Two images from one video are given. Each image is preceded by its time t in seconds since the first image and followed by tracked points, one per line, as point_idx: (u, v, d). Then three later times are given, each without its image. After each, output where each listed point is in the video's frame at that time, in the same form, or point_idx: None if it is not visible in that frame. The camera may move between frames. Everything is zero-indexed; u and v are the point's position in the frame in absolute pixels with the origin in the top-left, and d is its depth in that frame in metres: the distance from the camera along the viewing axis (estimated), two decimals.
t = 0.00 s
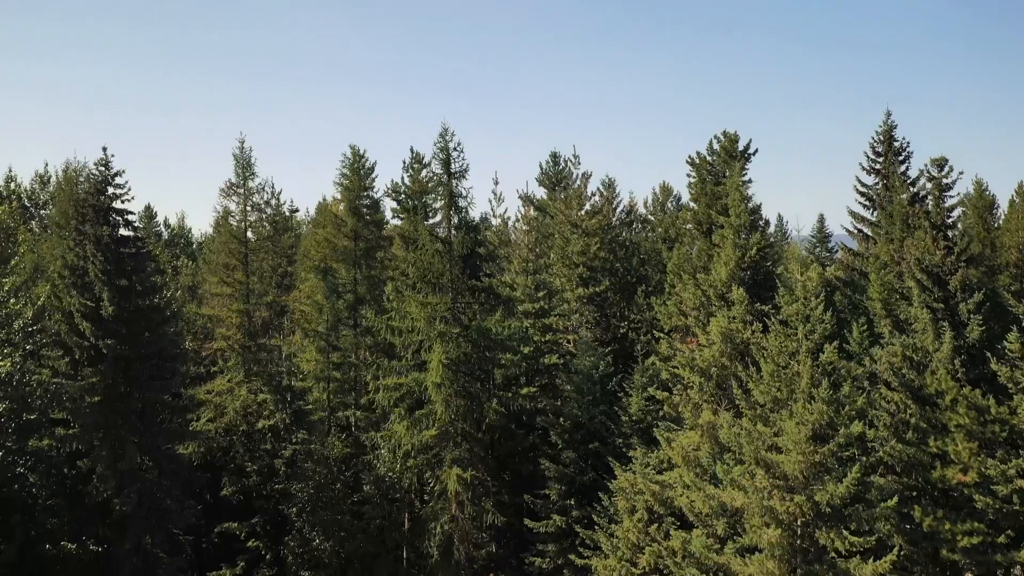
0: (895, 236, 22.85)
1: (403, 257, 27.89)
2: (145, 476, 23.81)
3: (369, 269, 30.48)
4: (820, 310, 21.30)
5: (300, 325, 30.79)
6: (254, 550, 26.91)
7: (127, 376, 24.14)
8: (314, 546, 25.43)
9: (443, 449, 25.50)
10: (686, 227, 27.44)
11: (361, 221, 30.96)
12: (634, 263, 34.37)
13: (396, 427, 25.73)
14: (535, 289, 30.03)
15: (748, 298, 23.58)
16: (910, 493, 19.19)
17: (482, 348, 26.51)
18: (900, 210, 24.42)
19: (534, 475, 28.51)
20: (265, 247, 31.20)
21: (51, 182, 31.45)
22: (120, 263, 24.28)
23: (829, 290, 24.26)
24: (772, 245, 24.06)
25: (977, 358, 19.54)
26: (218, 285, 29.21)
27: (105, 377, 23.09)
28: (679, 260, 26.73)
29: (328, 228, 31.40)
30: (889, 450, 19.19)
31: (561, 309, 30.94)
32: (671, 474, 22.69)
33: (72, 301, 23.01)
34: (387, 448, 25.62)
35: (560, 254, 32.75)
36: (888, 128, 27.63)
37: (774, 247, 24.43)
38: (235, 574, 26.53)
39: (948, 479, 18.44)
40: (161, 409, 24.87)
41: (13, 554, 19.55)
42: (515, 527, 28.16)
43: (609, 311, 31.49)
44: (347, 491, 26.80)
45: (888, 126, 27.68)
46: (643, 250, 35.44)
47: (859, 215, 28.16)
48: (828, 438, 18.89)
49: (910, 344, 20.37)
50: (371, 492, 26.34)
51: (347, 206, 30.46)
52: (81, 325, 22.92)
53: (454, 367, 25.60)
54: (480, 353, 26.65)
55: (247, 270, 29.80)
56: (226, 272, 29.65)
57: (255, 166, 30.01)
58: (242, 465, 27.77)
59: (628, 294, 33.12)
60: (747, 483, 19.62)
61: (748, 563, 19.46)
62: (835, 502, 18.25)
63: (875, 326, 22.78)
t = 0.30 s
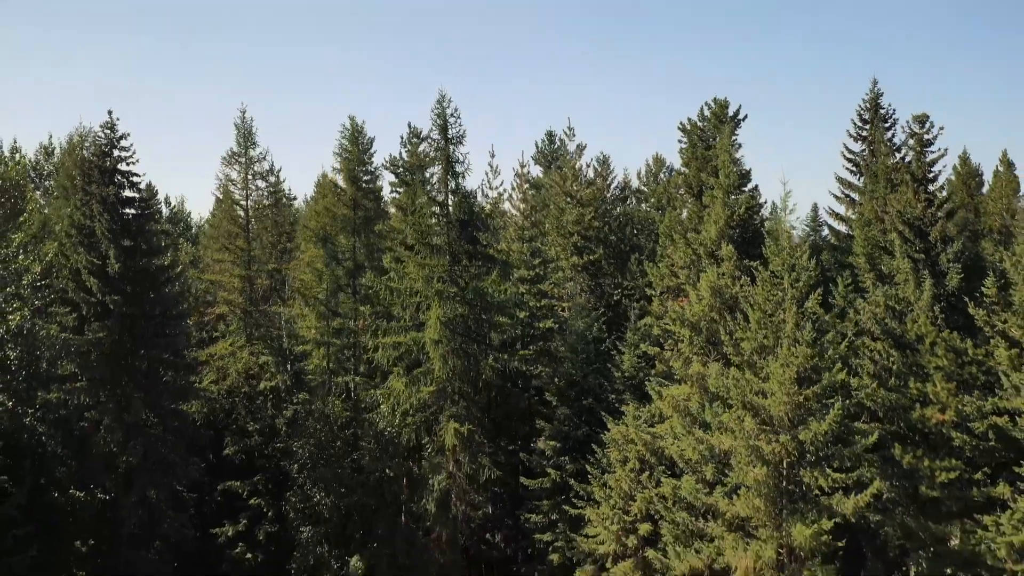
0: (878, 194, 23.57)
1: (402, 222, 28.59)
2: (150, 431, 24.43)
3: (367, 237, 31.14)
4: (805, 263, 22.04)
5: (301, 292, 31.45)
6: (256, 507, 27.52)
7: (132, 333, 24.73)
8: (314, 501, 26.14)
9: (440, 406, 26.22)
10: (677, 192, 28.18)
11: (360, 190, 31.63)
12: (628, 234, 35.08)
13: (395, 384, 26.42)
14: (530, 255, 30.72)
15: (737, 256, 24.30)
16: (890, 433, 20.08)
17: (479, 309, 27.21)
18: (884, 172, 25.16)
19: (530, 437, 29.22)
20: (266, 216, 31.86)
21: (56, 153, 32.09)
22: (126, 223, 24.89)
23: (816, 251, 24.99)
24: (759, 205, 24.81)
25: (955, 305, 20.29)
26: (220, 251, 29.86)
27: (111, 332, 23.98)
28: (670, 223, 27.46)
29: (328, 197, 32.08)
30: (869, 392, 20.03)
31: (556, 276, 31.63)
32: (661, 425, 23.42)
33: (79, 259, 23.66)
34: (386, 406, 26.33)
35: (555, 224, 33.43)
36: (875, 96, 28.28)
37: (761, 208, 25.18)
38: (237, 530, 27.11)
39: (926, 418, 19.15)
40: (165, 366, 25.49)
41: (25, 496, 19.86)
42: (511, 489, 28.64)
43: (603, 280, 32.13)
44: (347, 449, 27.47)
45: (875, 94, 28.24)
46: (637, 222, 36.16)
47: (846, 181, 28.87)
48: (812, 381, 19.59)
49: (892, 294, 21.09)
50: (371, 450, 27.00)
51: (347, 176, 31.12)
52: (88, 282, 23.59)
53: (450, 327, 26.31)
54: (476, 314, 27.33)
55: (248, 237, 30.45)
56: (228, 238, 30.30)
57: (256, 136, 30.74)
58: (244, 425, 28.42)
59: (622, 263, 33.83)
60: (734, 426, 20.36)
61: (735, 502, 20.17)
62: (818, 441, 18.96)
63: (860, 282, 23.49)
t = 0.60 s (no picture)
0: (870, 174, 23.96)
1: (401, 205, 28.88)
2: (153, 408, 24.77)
3: (367, 221, 31.53)
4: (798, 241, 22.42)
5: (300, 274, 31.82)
6: (257, 486, 27.88)
7: (136, 312, 24.97)
8: (314, 478, 26.56)
9: (440, 384, 26.65)
10: (673, 175, 28.54)
11: (359, 175, 31.92)
12: (624, 220, 35.45)
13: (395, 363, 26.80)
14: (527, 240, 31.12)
15: (731, 235, 24.67)
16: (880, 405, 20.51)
17: (478, 290, 27.56)
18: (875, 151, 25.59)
19: (529, 416, 29.24)
20: (265, 201, 32.18)
21: (58, 138, 32.33)
22: (130, 203, 25.17)
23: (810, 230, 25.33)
24: (753, 185, 25.20)
25: (944, 279, 20.72)
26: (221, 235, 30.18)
27: (115, 310, 24.11)
28: (665, 206, 27.83)
29: (328, 182, 32.40)
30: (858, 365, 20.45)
31: (553, 259, 31.99)
32: (658, 401, 23.78)
33: (83, 238, 23.97)
34: (386, 384, 26.70)
35: (552, 209, 33.79)
36: (867, 80, 28.68)
37: (755, 189, 25.56)
38: (239, 508, 27.46)
39: (917, 389, 19.58)
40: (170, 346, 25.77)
41: (33, 468, 20.24)
42: (509, 470, 28.87)
43: (600, 264, 32.47)
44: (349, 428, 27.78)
45: (867, 78, 28.63)
46: (632, 208, 36.53)
47: (839, 164, 29.25)
48: (805, 353, 19.98)
49: (883, 270, 21.50)
50: (371, 429, 27.35)
51: (347, 160, 31.42)
52: (92, 261, 23.91)
53: (450, 307, 26.67)
54: (474, 295, 27.69)
55: (247, 222, 30.88)
56: (229, 222, 30.61)
57: (257, 120, 31.09)
58: (246, 406, 28.78)
59: (618, 248, 34.18)
60: (728, 399, 20.75)
61: (729, 474, 20.59)
62: (810, 411, 19.36)
63: (851, 260, 23.88)
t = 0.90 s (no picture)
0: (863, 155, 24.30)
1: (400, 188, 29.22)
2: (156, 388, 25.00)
3: (367, 206, 31.84)
4: (791, 219, 22.76)
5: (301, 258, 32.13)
6: (258, 466, 28.20)
7: (138, 293, 25.16)
8: (315, 458, 26.93)
9: (439, 364, 26.99)
10: (669, 159, 28.88)
11: (359, 160, 32.23)
12: (621, 206, 35.77)
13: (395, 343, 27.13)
14: (525, 224, 31.44)
15: (727, 215, 25.01)
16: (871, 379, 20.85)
17: (476, 272, 27.89)
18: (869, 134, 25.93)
19: (526, 398, 29.48)
20: (266, 186, 32.48)
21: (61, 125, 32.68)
22: (132, 185, 25.40)
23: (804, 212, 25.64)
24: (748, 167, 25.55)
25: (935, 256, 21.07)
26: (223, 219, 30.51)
27: (118, 290, 24.26)
28: (661, 189, 28.17)
29: (328, 167, 32.72)
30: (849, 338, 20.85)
31: (551, 243, 32.31)
32: (654, 378, 24.11)
33: (87, 218, 24.28)
34: (386, 364, 27.04)
35: (550, 195, 34.10)
36: (861, 65, 29.02)
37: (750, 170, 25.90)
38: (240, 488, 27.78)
39: (908, 362, 19.91)
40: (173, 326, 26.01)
41: (38, 442, 20.63)
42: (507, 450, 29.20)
43: (598, 249, 32.80)
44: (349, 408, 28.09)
45: (862, 63, 28.97)
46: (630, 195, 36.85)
47: (833, 148, 29.60)
48: (798, 328, 20.35)
49: (876, 248, 21.85)
50: (371, 409, 27.65)
51: (347, 146, 31.72)
52: (96, 240, 24.23)
53: (450, 288, 27.00)
54: (473, 277, 28.02)
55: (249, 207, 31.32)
56: (230, 207, 30.94)
57: (258, 106, 31.44)
58: (247, 387, 29.09)
59: (616, 233, 34.52)
60: (723, 374, 21.09)
61: (723, 447, 20.93)
62: (803, 383, 19.71)
63: (845, 240, 24.19)
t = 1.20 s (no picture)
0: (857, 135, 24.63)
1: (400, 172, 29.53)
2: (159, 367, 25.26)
3: (367, 192, 32.16)
4: (786, 197, 23.10)
5: (301, 244, 32.44)
6: (260, 447, 28.53)
7: (142, 273, 25.41)
8: (314, 436, 27.24)
9: (439, 345, 27.38)
10: (666, 144, 29.23)
11: (359, 146, 32.53)
12: (620, 193, 36.11)
13: (395, 324, 27.47)
14: (524, 210, 31.77)
15: (723, 195, 25.36)
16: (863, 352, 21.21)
17: (476, 254, 28.21)
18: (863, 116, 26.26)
19: (525, 379, 29.77)
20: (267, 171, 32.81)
21: (64, 111, 33.00)
22: (134, 166, 25.60)
23: (800, 192, 25.94)
24: (743, 149, 25.90)
25: (926, 233, 21.45)
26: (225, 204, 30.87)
27: (122, 270, 24.53)
28: (658, 173, 28.51)
29: (329, 154, 33.08)
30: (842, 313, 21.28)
31: (549, 229, 32.64)
32: (651, 356, 24.47)
33: (91, 198, 24.55)
34: (386, 344, 27.36)
35: (548, 182, 34.43)
36: (855, 51, 29.37)
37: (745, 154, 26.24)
38: (242, 468, 28.11)
39: (900, 335, 20.29)
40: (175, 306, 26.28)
41: (44, 416, 21.04)
42: (506, 431, 29.53)
43: (596, 234, 33.13)
44: (350, 389, 28.42)
45: (857, 48, 29.30)
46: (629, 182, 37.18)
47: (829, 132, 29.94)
48: (792, 302, 20.73)
49: (869, 226, 22.23)
50: (371, 389, 27.97)
51: (347, 131, 32.02)
52: (100, 220, 24.50)
53: (449, 269, 27.33)
54: (473, 259, 28.32)
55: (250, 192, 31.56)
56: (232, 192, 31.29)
57: (259, 92, 31.75)
58: (249, 369, 29.38)
59: (614, 220, 34.86)
60: (719, 348, 21.44)
61: (719, 420, 21.28)
62: (796, 356, 20.07)
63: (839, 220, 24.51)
